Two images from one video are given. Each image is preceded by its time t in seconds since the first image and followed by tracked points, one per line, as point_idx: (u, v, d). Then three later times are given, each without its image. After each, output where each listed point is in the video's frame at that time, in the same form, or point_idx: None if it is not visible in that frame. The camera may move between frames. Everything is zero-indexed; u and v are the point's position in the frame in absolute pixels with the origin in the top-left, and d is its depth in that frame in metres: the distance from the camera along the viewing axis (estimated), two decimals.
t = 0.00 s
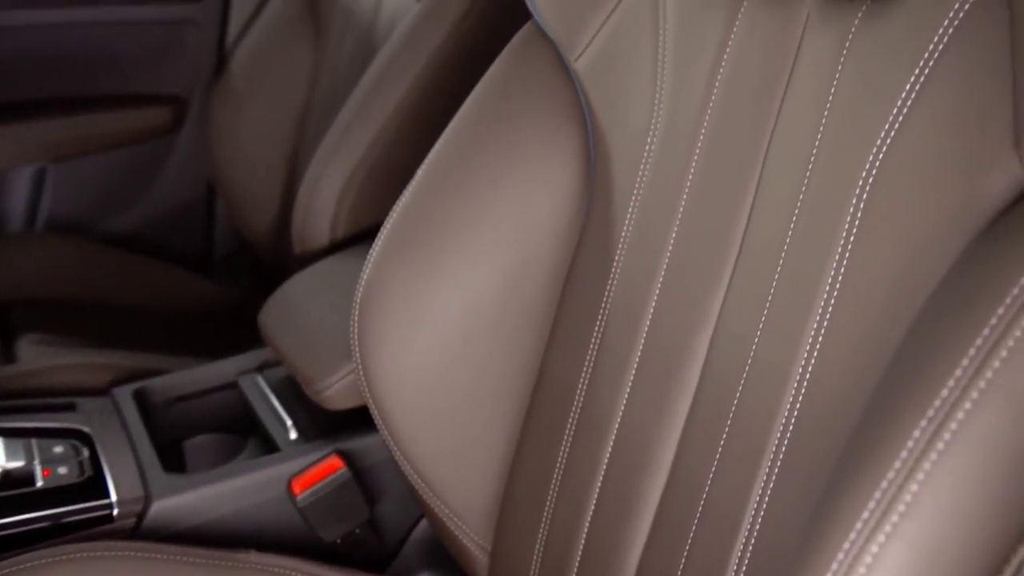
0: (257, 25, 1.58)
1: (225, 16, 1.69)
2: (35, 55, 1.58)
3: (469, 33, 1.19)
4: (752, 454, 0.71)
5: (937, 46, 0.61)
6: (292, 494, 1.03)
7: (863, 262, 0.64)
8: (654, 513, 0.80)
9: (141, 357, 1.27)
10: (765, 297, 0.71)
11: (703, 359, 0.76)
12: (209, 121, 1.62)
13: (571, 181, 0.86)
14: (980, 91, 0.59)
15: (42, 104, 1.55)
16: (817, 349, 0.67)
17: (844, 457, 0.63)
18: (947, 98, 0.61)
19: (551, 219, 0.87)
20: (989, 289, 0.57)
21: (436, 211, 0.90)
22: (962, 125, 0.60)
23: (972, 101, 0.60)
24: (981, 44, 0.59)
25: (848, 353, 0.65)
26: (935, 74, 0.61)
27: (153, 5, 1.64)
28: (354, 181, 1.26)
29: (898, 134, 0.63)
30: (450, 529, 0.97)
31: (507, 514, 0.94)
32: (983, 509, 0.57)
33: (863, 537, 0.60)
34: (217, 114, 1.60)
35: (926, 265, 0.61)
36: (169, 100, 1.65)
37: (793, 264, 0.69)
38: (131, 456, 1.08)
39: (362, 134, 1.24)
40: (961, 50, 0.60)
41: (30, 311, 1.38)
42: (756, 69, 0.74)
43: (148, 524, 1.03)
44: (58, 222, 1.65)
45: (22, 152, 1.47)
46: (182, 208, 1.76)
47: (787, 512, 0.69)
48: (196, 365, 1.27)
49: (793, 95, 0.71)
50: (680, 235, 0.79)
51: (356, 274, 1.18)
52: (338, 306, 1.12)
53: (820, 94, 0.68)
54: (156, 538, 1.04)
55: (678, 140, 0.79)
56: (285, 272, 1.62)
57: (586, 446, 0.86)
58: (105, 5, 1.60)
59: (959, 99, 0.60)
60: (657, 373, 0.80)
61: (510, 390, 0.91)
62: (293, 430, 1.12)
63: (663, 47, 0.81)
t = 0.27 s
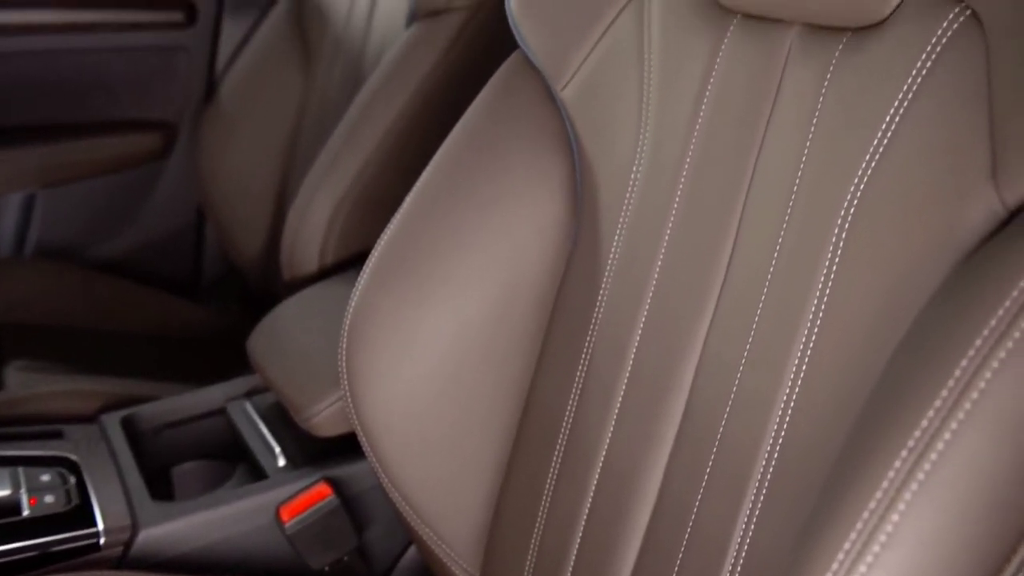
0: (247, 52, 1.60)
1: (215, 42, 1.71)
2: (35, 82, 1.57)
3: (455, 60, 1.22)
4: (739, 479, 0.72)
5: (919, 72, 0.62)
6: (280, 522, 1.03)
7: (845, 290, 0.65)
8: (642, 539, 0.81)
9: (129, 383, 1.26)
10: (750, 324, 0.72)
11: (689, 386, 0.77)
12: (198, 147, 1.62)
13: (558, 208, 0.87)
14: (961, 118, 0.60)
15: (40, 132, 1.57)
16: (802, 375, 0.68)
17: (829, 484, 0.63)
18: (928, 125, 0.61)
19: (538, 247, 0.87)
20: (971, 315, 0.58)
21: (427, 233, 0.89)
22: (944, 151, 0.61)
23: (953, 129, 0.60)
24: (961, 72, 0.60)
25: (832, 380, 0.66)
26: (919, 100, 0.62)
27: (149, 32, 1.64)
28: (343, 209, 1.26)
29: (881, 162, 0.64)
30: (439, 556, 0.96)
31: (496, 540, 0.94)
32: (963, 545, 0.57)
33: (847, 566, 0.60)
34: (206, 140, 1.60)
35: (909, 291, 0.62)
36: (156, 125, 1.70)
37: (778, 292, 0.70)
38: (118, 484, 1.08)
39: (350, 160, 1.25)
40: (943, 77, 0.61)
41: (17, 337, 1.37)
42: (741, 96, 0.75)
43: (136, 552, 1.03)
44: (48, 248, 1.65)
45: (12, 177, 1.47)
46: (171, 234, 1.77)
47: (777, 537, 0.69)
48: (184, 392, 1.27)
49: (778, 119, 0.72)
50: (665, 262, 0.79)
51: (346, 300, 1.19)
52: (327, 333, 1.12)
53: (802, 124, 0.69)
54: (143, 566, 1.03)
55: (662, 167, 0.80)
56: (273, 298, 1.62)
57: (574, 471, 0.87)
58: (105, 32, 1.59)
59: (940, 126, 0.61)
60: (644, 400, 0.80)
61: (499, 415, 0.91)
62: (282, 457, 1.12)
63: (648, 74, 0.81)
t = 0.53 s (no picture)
0: (239, 73, 1.60)
1: (207, 66, 1.72)
2: (26, 105, 1.56)
3: (445, 84, 1.25)
4: (727, 504, 0.72)
5: (902, 99, 0.63)
6: (270, 547, 1.03)
7: (830, 316, 0.66)
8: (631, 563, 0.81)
9: (120, 406, 1.26)
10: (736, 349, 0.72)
11: (677, 410, 0.77)
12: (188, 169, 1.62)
13: (547, 233, 0.87)
14: (944, 142, 0.61)
15: (33, 156, 1.56)
16: (789, 401, 0.68)
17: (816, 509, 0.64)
18: (911, 149, 0.62)
19: (527, 270, 0.87)
20: (949, 348, 0.57)
21: (420, 255, 0.88)
22: (927, 175, 0.61)
23: (935, 157, 0.61)
24: (943, 100, 0.61)
25: (818, 405, 0.66)
26: (906, 123, 0.63)
27: (139, 54, 1.64)
28: (333, 232, 1.27)
29: (866, 186, 0.64)
30: None
31: (485, 562, 0.93)
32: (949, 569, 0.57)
33: None
34: (196, 161, 1.60)
35: (896, 314, 0.62)
36: (148, 147, 1.70)
37: (764, 318, 0.70)
38: (108, 510, 1.08)
39: (340, 183, 1.26)
40: (926, 101, 0.62)
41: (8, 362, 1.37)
42: (729, 120, 0.75)
43: None
44: (39, 271, 1.65)
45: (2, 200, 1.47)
46: (162, 256, 1.77)
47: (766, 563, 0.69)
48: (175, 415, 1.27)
49: (763, 142, 0.72)
50: (653, 287, 0.80)
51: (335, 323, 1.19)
52: (317, 356, 1.12)
53: (787, 152, 0.70)
54: None
55: (649, 193, 0.81)
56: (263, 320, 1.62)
57: (563, 495, 0.87)
58: (96, 54, 1.60)
59: (923, 151, 0.62)
60: (632, 424, 0.81)
61: (489, 437, 0.91)
62: (272, 482, 1.12)
63: (637, 98, 0.82)
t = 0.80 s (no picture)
0: (231, 101, 1.61)
1: (199, 92, 1.73)
2: (15, 130, 1.57)
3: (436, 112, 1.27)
4: (715, 533, 0.73)
5: (883, 135, 0.64)
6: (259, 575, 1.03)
7: (814, 348, 0.67)
8: None
9: (111, 432, 1.26)
10: (723, 380, 0.73)
11: (666, 439, 0.78)
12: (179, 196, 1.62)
13: (536, 263, 0.88)
14: (924, 175, 0.62)
15: (21, 189, 1.54)
16: (775, 431, 0.69)
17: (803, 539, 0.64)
18: (893, 182, 0.63)
19: (518, 299, 0.88)
20: (930, 381, 0.57)
21: (412, 282, 0.87)
22: (908, 207, 0.62)
23: (915, 192, 0.62)
24: (924, 137, 0.62)
25: (804, 434, 0.67)
26: (889, 156, 0.64)
27: (130, 81, 1.65)
28: (324, 259, 1.27)
29: (850, 219, 0.65)
30: None
31: None
32: None
33: None
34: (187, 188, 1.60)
35: (881, 344, 0.63)
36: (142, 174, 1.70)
37: (750, 349, 0.71)
38: (97, 540, 1.07)
39: (331, 210, 1.26)
40: (907, 135, 0.63)
41: None
42: (716, 151, 0.76)
43: None
44: (29, 298, 1.65)
45: None
46: (153, 283, 1.77)
47: None
48: (166, 443, 1.27)
49: (750, 173, 0.74)
50: (641, 317, 0.80)
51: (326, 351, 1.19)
52: (307, 384, 1.13)
53: (772, 186, 0.71)
54: None
55: (637, 224, 0.81)
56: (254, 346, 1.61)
57: (553, 522, 0.87)
58: (86, 82, 1.60)
59: (904, 183, 0.63)
60: (621, 452, 0.81)
61: (480, 463, 0.91)
62: (261, 511, 1.11)
63: (624, 130, 0.83)
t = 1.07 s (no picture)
0: (224, 126, 1.61)
1: (191, 118, 1.74)
2: (10, 155, 1.58)
3: (427, 138, 1.28)
4: (705, 561, 0.73)
5: (868, 165, 0.65)
6: None
7: (802, 377, 0.67)
8: None
9: (103, 457, 1.25)
10: (713, 408, 0.73)
11: (655, 467, 0.78)
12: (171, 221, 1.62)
13: (526, 290, 0.89)
14: (908, 206, 0.63)
15: (19, 214, 1.58)
16: (764, 459, 0.69)
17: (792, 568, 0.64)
18: (878, 212, 0.64)
19: (509, 324, 0.88)
20: (914, 411, 0.58)
21: (405, 307, 0.87)
22: (893, 237, 0.63)
23: (900, 223, 0.63)
24: (908, 168, 0.63)
25: (792, 462, 0.68)
26: (874, 187, 0.64)
27: (124, 107, 1.66)
28: (316, 285, 1.28)
29: (836, 248, 0.66)
30: None
31: None
32: None
33: None
34: (180, 213, 1.60)
35: (868, 373, 0.64)
36: (133, 198, 1.71)
37: (739, 377, 0.72)
38: (86, 568, 1.07)
39: (324, 236, 1.27)
40: (891, 166, 0.64)
41: None
42: (704, 181, 0.77)
43: None
44: (21, 323, 1.65)
45: None
46: (145, 307, 1.76)
47: None
48: (157, 468, 1.26)
49: (738, 202, 0.74)
50: (630, 344, 0.81)
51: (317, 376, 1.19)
52: (299, 410, 1.13)
53: (759, 215, 0.72)
54: None
55: (626, 252, 0.82)
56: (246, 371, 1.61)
57: (545, 548, 0.87)
58: (81, 107, 1.62)
59: (890, 214, 0.63)
60: (612, 479, 0.81)
61: (472, 488, 0.91)
62: (252, 537, 1.11)
63: (613, 159, 0.84)
